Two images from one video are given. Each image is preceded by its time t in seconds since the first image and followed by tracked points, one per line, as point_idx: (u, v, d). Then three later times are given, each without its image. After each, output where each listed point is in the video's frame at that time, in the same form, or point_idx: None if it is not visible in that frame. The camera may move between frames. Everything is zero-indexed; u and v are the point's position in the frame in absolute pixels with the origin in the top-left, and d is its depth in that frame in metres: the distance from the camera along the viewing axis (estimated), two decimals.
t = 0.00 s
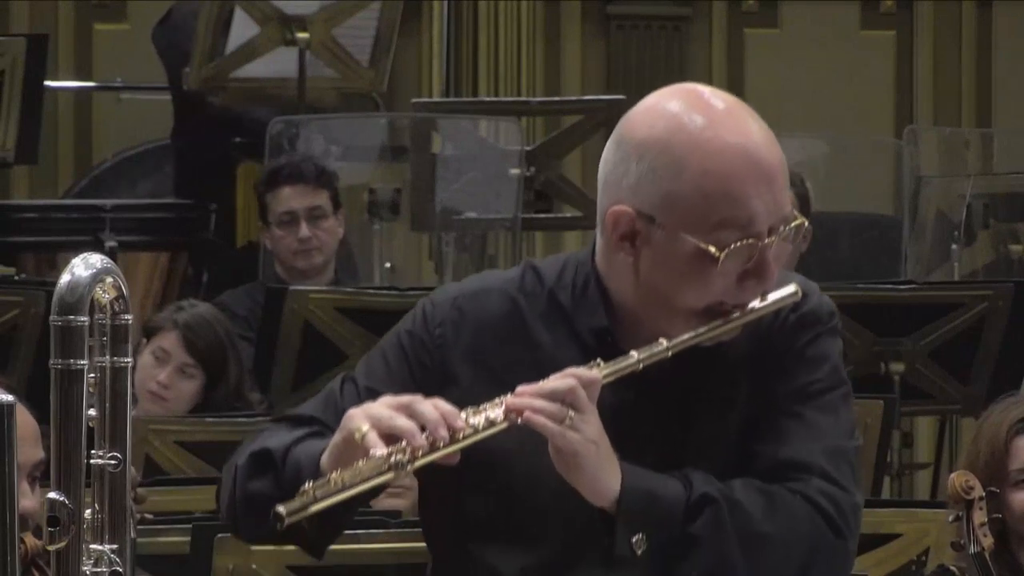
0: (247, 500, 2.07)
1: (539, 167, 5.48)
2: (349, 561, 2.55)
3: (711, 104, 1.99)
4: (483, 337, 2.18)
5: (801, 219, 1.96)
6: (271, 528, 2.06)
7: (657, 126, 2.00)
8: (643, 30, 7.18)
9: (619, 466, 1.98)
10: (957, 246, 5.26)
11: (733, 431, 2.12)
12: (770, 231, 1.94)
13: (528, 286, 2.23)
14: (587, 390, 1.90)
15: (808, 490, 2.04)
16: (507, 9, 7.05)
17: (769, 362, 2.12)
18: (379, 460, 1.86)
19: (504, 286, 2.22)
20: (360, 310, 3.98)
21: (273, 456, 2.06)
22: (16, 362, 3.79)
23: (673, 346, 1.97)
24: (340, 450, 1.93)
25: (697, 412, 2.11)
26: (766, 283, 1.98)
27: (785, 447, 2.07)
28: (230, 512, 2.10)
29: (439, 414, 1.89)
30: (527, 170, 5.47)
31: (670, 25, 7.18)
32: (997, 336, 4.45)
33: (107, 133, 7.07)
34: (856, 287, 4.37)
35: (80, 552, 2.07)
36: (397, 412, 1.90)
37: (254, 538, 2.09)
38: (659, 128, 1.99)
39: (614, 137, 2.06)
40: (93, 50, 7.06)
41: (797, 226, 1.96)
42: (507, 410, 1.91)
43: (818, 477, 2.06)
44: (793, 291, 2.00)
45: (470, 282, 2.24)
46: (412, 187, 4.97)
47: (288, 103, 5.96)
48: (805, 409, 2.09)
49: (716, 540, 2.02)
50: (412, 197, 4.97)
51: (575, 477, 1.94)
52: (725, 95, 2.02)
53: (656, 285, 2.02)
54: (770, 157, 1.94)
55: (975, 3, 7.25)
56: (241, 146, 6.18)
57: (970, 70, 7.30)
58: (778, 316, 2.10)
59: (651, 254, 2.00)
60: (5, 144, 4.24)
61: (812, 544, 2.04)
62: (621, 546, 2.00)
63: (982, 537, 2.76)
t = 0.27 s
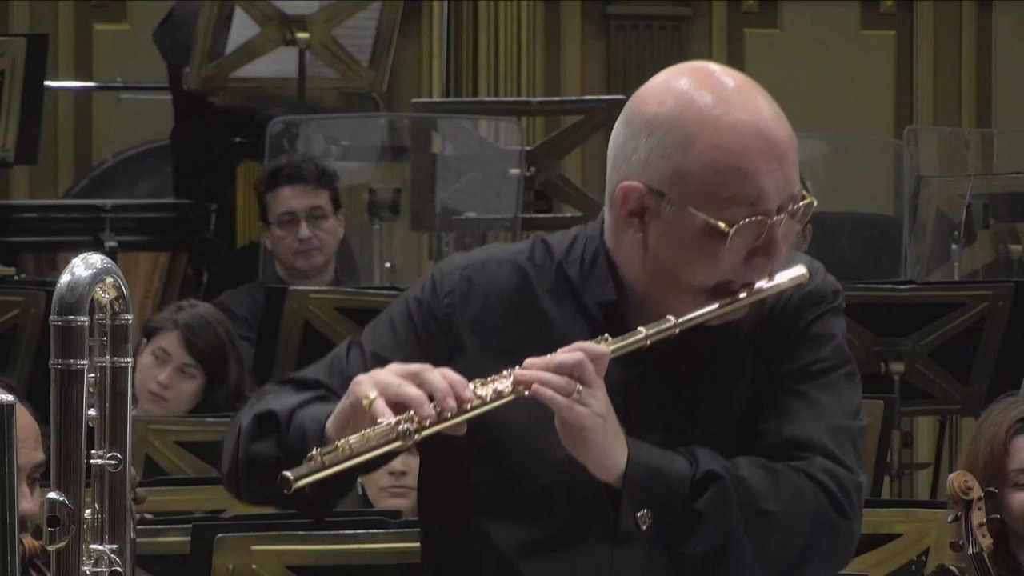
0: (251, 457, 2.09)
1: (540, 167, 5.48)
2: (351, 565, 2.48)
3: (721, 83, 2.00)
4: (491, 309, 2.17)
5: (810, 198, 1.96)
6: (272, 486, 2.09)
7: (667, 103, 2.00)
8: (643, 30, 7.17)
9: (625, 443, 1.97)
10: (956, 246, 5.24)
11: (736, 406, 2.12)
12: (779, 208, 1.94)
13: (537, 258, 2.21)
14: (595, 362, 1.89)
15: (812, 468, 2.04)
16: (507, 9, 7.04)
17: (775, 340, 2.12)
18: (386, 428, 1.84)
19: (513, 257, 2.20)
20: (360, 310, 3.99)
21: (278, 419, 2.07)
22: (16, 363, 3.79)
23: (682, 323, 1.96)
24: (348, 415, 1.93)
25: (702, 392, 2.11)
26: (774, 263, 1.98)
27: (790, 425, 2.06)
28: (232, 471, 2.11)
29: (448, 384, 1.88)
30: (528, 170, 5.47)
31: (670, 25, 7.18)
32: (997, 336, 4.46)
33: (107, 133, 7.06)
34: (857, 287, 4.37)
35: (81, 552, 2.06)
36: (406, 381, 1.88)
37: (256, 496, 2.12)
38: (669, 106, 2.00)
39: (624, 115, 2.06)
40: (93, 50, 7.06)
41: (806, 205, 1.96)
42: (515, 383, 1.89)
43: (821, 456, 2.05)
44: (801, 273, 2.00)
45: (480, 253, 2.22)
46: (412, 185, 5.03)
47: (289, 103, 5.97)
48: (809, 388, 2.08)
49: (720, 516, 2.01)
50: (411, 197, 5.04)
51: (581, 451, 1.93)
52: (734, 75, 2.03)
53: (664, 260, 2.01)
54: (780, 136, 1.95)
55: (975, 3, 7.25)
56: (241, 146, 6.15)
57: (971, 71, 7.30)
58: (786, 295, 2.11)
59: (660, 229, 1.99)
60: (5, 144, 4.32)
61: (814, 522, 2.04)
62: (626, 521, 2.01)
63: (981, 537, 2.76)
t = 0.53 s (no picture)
0: (253, 473, 2.07)
1: (540, 167, 5.47)
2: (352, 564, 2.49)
3: (730, 97, 1.96)
4: (490, 317, 2.13)
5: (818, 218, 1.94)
6: (276, 501, 2.08)
7: (678, 118, 1.96)
8: (643, 30, 7.17)
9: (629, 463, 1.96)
10: (956, 245, 5.24)
11: (736, 426, 2.10)
12: (787, 230, 1.92)
13: (536, 265, 2.19)
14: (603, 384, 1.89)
15: (808, 498, 2.04)
16: (507, 9, 7.04)
17: (777, 361, 2.10)
18: (397, 451, 1.87)
19: (512, 265, 2.18)
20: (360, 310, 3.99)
21: (282, 434, 2.04)
22: (16, 363, 3.79)
23: (686, 342, 1.95)
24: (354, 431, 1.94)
25: (704, 409, 2.09)
26: (780, 281, 1.96)
27: (789, 451, 2.05)
28: (236, 484, 2.10)
29: (458, 406, 1.89)
30: (528, 171, 5.46)
31: (670, 25, 7.18)
32: (997, 336, 4.46)
33: (107, 133, 7.06)
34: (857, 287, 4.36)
35: (81, 552, 2.06)
36: (417, 401, 1.89)
37: (261, 509, 2.11)
38: (679, 120, 1.96)
39: (632, 126, 2.03)
40: (93, 50, 7.06)
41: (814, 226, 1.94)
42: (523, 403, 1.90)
43: (819, 486, 2.05)
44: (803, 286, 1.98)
45: (479, 258, 2.20)
46: (412, 184, 5.01)
47: (289, 104, 5.97)
48: (810, 415, 2.06)
49: (718, 541, 2.03)
50: (412, 197, 5.02)
51: (587, 473, 1.93)
52: (743, 89, 1.99)
53: (671, 276, 1.99)
54: (790, 154, 1.92)
55: (975, 3, 7.25)
56: (242, 146, 6.14)
57: (971, 70, 7.30)
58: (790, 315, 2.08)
59: (668, 246, 1.96)
60: (5, 144, 4.32)
61: (810, 550, 2.04)
62: (626, 539, 2.01)
63: (980, 537, 2.78)
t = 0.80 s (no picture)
0: (250, 507, 2.05)
1: (540, 167, 5.47)
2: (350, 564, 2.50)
3: (718, 118, 1.97)
4: (480, 340, 2.14)
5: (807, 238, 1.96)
6: (273, 535, 2.04)
7: (666, 141, 1.98)
8: (643, 30, 7.18)
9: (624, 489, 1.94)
10: (956, 245, 5.23)
11: (730, 449, 2.09)
12: (777, 251, 1.93)
13: (525, 286, 2.19)
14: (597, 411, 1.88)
15: (803, 523, 2.01)
16: (507, 9, 7.05)
17: (769, 384, 2.09)
18: (396, 481, 1.84)
19: (501, 287, 2.18)
20: (360, 309, 4.00)
21: (277, 466, 2.02)
22: (16, 363, 3.79)
23: (679, 364, 1.95)
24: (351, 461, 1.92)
25: (698, 433, 2.08)
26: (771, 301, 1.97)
27: (782, 475, 2.03)
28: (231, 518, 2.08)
29: (454, 436, 1.86)
30: (528, 170, 5.46)
31: (670, 25, 7.19)
32: (997, 336, 4.46)
33: (107, 133, 7.06)
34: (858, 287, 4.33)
35: (81, 552, 2.07)
36: (411, 432, 1.86)
37: (256, 545, 2.07)
38: (669, 144, 1.97)
39: (621, 149, 2.04)
40: (93, 50, 7.06)
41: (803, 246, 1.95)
42: (517, 431, 1.88)
43: (812, 511, 2.03)
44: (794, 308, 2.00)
45: (469, 281, 2.20)
46: (412, 185, 5.04)
47: (289, 104, 5.97)
48: (804, 439, 2.05)
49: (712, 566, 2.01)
50: (411, 197, 5.04)
51: (582, 501, 1.91)
52: (730, 110, 2.00)
53: (663, 301, 2.00)
54: (779, 176, 1.93)
55: (975, 3, 7.25)
56: (242, 146, 6.15)
57: (971, 71, 7.30)
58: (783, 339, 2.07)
59: (659, 270, 1.98)
60: (5, 144, 4.32)
61: None
62: (621, 566, 1.98)
63: (980, 538, 2.77)
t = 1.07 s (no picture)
0: (244, 532, 2.06)
1: (540, 167, 5.47)
2: (353, 565, 2.61)
3: (699, 131, 1.99)
4: (466, 357, 2.14)
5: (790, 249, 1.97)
6: (267, 560, 2.05)
7: (649, 155, 1.98)
8: (643, 30, 7.19)
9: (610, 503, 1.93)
10: (956, 245, 5.24)
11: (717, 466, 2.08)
12: (759, 263, 1.94)
13: (511, 302, 2.18)
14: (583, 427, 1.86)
15: (790, 539, 2.00)
16: (507, 9, 7.05)
17: (756, 401, 2.08)
18: (381, 503, 1.83)
19: (487, 303, 2.18)
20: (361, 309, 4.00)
21: (268, 492, 2.03)
22: (16, 363, 3.79)
23: (666, 376, 1.93)
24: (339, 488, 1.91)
25: (684, 448, 2.07)
26: (755, 312, 1.97)
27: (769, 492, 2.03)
28: (226, 544, 2.09)
29: (439, 456, 1.85)
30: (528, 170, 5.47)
31: (670, 25, 7.20)
32: (997, 336, 4.47)
33: (107, 133, 7.06)
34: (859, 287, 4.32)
35: (80, 552, 2.06)
36: (397, 453, 1.86)
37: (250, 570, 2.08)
38: (651, 156, 1.98)
39: (604, 164, 2.04)
40: (93, 51, 7.06)
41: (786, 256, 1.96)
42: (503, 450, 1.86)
43: (799, 528, 2.02)
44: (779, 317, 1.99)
45: (455, 298, 2.20)
46: (412, 185, 5.04)
47: (289, 104, 5.96)
48: (790, 455, 2.04)
49: None
50: (412, 196, 5.05)
51: (569, 515, 1.89)
52: (712, 123, 2.01)
53: (647, 314, 1.99)
54: (761, 187, 1.94)
55: (975, 3, 7.25)
56: (242, 146, 6.15)
57: (971, 70, 7.30)
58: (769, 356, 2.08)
59: (642, 283, 1.98)
60: (5, 144, 4.32)
61: None
62: None
63: (980, 538, 2.75)
